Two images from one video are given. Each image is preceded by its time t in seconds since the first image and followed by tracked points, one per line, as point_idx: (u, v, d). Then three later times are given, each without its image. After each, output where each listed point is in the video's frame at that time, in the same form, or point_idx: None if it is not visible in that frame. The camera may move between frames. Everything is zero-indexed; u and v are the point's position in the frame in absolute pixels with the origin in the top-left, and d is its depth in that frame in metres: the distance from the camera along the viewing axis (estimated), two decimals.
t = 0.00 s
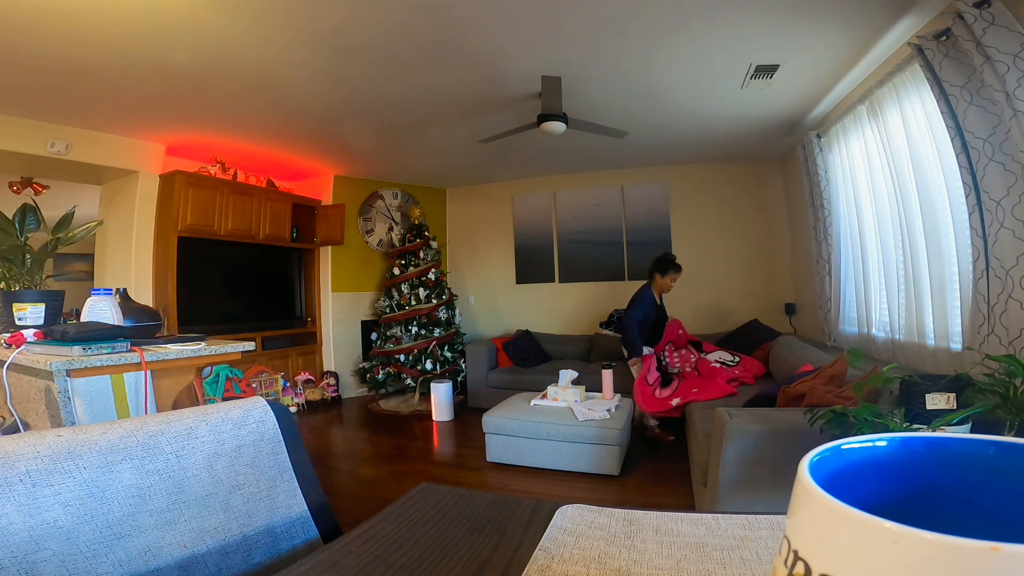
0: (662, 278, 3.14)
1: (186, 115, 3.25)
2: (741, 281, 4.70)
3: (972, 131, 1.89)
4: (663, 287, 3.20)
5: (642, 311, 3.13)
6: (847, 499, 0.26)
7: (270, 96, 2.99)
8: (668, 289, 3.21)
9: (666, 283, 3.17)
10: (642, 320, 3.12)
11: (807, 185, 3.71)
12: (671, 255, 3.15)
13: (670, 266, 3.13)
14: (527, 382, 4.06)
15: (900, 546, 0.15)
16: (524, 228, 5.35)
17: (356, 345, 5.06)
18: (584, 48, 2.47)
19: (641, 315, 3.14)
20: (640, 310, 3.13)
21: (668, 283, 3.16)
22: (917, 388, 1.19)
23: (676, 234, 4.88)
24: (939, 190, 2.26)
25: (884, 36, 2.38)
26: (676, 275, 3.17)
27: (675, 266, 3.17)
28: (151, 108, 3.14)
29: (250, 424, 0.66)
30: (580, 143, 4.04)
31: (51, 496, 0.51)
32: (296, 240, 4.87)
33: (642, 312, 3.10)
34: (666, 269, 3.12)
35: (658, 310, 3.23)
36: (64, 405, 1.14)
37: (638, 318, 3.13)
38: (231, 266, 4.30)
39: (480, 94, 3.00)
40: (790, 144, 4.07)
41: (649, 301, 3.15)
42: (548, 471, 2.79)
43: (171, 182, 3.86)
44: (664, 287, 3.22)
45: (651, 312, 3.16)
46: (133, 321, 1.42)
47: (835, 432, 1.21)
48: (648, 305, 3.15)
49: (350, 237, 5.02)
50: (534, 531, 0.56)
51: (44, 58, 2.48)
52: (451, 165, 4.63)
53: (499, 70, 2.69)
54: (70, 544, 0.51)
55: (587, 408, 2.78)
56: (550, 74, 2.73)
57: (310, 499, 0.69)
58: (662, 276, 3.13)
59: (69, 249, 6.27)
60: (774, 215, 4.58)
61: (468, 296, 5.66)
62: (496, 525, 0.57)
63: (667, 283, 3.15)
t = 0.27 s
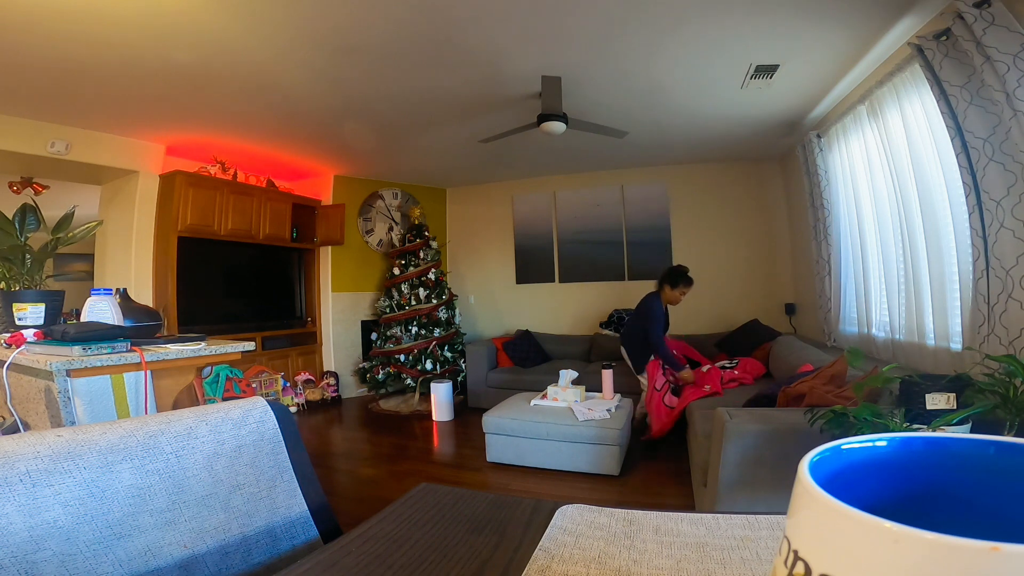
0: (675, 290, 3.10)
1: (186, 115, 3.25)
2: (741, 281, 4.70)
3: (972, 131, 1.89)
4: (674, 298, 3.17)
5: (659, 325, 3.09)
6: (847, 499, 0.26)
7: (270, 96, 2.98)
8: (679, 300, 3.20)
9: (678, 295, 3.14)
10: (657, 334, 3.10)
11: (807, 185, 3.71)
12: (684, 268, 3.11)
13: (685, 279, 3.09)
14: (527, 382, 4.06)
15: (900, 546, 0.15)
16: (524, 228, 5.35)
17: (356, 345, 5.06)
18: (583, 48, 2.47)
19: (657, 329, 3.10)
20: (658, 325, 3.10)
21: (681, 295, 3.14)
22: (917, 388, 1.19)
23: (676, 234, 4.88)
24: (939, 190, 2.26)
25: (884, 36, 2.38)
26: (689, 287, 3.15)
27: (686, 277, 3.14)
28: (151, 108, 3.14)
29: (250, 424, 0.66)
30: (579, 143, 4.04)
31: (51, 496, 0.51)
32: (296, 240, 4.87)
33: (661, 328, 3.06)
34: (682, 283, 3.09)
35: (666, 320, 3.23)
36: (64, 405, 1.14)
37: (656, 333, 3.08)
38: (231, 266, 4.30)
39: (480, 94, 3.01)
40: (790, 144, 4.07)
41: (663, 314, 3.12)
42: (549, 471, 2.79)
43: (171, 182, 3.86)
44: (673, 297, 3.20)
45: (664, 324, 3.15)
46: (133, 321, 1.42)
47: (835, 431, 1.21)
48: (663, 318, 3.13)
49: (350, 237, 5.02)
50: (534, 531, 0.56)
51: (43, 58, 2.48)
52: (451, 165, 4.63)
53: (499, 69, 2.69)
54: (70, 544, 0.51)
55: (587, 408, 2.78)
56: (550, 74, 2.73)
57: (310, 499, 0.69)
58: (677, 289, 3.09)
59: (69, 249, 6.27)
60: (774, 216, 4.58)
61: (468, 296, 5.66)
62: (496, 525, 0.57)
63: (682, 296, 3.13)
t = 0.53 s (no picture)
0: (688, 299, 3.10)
1: (186, 115, 3.25)
2: (741, 281, 4.71)
3: (972, 132, 1.89)
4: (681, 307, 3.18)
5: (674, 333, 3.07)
6: (847, 500, 0.26)
7: (269, 96, 2.98)
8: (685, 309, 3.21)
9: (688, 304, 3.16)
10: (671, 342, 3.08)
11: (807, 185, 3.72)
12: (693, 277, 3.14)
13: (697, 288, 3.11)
14: (527, 382, 4.06)
15: (900, 546, 0.15)
16: (523, 228, 5.35)
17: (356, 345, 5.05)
18: (583, 49, 2.47)
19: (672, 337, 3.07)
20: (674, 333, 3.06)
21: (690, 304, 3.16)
22: (917, 388, 1.19)
23: (676, 234, 4.88)
24: (939, 190, 2.27)
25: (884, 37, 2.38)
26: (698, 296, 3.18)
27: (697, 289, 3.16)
28: (151, 108, 3.14)
29: (250, 424, 0.66)
30: (579, 143, 4.04)
31: (51, 496, 0.51)
32: (296, 240, 4.87)
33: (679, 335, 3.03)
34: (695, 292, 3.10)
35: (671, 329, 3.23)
36: (64, 405, 1.14)
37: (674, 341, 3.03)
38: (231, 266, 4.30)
39: (480, 94, 3.01)
40: (790, 144, 4.07)
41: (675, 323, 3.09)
42: (549, 471, 2.80)
43: (171, 182, 3.86)
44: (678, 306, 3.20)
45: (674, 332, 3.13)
46: (133, 321, 1.42)
47: (835, 432, 1.21)
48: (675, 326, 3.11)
49: (350, 237, 5.02)
50: (534, 531, 0.56)
51: (43, 58, 2.48)
52: (451, 165, 4.63)
53: (499, 69, 2.69)
54: (70, 544, 0.51)
55: (587, 408, 2.78)
56: (550, 74, 2.73)
57: (310, 499, 0.69)
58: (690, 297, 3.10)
59: (69, 249, 6.27)
60: (774, 215, 4.58)
61: (468, 296, 5.66)
62: (497, 525, 0.57)
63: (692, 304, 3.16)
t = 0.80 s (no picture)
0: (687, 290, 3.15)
1: (186, 115, 3.25)
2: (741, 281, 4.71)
3: (972, 131, 1.89)
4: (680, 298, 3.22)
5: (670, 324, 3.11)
6: (847, 499, 0.26)
7: (269, 96, 2.98)
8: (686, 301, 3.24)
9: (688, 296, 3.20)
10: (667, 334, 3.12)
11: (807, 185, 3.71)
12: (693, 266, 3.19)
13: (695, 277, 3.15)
14: (527, 382, 4.06)
15: (899, 547, 0.15)
16: (523, 228, 5.35)
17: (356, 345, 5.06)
18: (583, 49, 2.47)
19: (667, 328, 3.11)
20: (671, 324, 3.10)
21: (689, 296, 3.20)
22: (917, 388, 1.18)
23: (677, 234, 4.88)
24: (939, 190, 2.27)
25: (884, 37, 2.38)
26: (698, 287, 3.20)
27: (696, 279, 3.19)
28: (151, 108, 3.14)
29: (250, 424, 0.66)
30: (579, 143, 4.04)
31: (51, 496, 0.51)
32: (296, 240, 4.87)
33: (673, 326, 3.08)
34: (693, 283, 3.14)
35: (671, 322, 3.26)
36: (64, 405, 1.14)
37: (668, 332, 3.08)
38: (231, 266, 4.30)
39: (480, 94, 3.01)
40: (790, 144, 4.07)
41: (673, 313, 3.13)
42: (549, 471, 2.80)
43: (171, 182, 3.86)
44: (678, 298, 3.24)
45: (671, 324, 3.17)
46: (133, 321, 1.42)
47: (835, 432, 1.21)
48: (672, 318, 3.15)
49: (350, 237, 5.02)
50: (534, 531, 0.56)
51: (43, 58, 2.48)
52: (451, 165, 4.63)
53: (499, 69, 2.69)
54: (70, 544, 0.51)
55: (587, 408, 2.78)
56: (550, 74, 2.73)
57: (310, 499, 0.69)
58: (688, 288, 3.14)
59: (69, 249, 6.27)
60: (774, 215, 4.58)
61: (468, 296, 5.66)
62: (496, 525, 0.57)
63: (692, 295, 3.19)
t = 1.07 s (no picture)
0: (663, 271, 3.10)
1: (187, 115, 3.25)
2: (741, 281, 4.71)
3: (972, 132, 1.89)
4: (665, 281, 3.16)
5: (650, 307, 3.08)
6: (848, 500, 0.26)
7: (269, 96, 2.98)
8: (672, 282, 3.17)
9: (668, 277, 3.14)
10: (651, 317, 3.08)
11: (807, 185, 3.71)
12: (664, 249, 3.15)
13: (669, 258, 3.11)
14: (527, 382, 4.06)
15: (898, 547, 0.15)
16: (524, 228, 5.35)
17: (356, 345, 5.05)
18: (583, 49, 2.47)
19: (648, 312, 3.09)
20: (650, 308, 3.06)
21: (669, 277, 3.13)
22: (917, 388, 1.19)
23: (677, 234, 4.88)
24: (939, 190, 2.27)
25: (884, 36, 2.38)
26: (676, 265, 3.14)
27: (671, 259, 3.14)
28: (151, 108, 3.14)
29: (250, 424, 0.66)
30: (580, 143, 4.04)
31: (51, 496, 0.51)
32: (296, 240, 4.87)
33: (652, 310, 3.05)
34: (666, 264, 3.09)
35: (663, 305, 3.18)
36: (64, 405, 1.14)
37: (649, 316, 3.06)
38: (231, 266, 4.29)
39: (480, 94, 3.01)
40: (790, 144, 4.07)
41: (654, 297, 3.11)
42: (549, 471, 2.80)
43: (171, 182, 3.86)
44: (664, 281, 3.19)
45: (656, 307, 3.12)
46: (133, 321, 1.42)
47: (835, 432, 1.21)
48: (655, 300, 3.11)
49: (350, 237, 5.02)
50: (534, 531, 0.56)
51: (43, 58, 2.48)
52: (451, 165, 4.63)
53: (499, 69, 2.69)
54: (70, 544, 0.51)
55: (587, 409, 2.78)
56: (550, 74, 2.73)
57: (310, 499, 0.69)
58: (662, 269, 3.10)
59: (69, 249, 6.27)
60: (773, 215, 4.58)
61: (468, 296, 5.66)
62: (497, 525, 0.57)
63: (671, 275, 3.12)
